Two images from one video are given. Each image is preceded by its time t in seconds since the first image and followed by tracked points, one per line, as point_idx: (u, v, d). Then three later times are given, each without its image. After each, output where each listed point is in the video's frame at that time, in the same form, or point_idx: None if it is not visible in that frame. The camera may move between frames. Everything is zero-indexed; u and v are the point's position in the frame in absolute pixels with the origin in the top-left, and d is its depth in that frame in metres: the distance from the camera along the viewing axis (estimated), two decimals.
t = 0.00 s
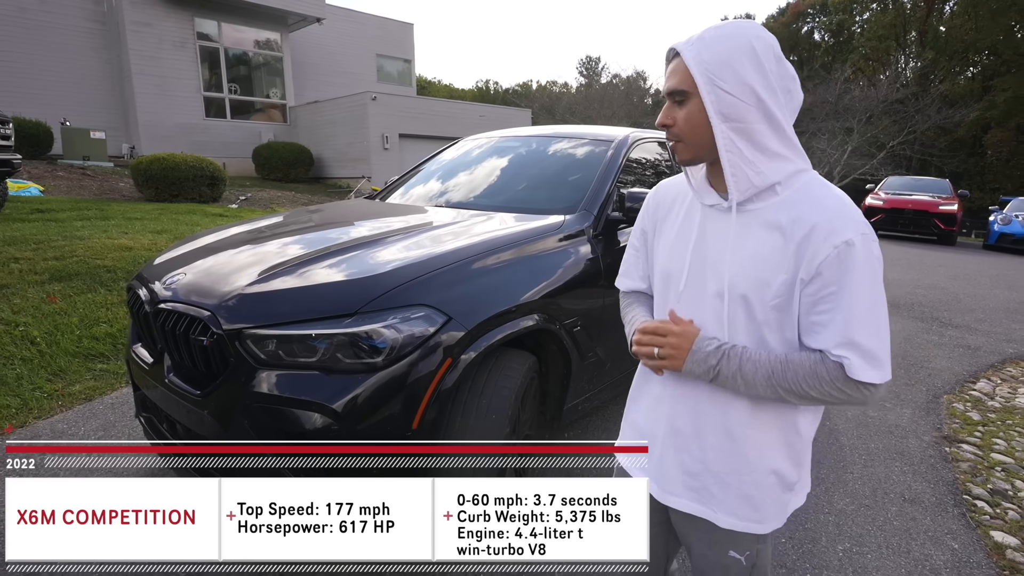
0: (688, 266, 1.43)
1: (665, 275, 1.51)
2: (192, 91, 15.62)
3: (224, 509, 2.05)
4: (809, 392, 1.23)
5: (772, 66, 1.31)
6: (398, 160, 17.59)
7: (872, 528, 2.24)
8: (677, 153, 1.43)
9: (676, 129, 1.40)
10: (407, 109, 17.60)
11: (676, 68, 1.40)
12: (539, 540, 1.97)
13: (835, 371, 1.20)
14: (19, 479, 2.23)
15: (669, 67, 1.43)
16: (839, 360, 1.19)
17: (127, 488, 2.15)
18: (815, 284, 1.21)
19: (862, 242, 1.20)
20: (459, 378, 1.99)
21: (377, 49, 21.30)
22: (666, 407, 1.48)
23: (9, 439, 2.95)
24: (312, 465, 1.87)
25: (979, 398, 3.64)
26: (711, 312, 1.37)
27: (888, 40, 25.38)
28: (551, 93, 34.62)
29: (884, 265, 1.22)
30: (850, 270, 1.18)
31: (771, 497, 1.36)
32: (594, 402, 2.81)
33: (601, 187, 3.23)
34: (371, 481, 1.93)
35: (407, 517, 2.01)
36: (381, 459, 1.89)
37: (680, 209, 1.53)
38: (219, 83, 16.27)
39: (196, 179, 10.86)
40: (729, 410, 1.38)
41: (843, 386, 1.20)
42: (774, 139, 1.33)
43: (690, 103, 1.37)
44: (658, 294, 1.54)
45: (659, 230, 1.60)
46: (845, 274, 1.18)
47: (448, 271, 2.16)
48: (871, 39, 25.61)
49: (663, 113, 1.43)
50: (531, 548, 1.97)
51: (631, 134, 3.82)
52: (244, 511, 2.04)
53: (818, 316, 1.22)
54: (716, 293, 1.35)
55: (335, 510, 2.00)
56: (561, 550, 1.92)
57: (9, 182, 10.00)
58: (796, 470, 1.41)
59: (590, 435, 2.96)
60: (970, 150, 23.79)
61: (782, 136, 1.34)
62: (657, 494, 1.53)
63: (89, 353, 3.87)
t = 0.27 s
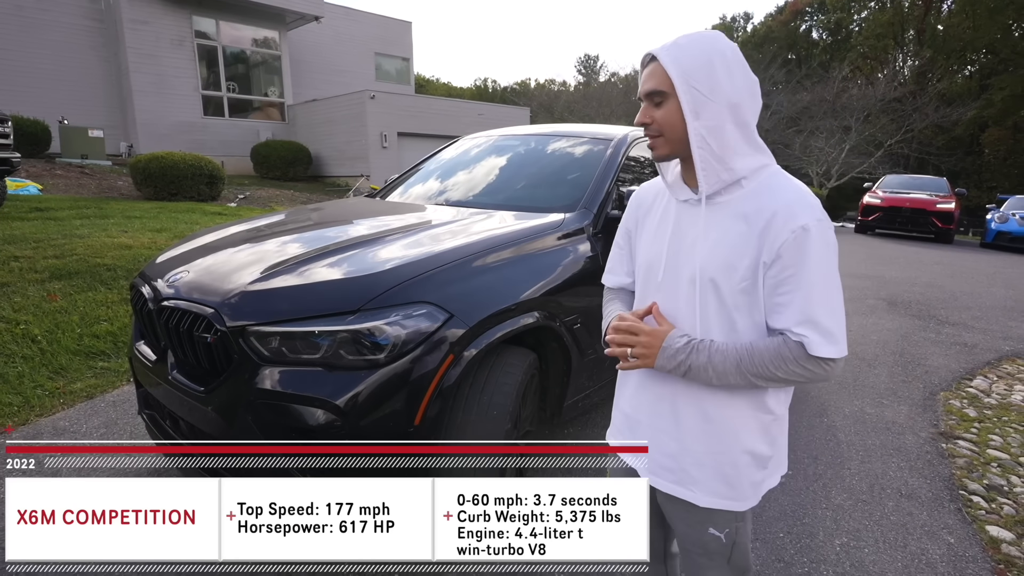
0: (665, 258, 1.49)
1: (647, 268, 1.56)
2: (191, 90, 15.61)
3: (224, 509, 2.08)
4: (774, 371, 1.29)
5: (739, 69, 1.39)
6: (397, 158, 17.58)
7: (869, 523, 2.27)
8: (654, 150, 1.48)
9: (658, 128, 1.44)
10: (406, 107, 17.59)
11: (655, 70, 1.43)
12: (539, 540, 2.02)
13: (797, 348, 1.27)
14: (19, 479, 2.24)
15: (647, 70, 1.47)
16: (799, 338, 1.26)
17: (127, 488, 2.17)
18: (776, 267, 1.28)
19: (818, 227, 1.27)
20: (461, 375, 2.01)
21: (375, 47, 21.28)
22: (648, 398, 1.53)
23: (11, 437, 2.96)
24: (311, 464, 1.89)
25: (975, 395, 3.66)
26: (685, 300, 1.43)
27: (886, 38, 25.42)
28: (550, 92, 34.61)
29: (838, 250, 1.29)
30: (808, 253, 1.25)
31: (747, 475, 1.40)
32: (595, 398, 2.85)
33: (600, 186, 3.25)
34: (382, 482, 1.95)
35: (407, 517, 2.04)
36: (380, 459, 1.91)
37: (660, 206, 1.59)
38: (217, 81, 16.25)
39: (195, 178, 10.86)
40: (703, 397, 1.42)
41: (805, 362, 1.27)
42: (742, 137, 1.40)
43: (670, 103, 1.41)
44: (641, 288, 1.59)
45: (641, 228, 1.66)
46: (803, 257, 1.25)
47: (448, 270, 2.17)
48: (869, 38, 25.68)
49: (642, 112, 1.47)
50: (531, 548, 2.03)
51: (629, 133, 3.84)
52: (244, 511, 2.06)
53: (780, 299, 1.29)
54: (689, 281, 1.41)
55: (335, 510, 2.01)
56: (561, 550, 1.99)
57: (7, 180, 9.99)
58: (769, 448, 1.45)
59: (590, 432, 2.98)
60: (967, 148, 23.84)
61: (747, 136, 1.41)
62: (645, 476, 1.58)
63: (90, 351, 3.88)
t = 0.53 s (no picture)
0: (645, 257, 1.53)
1: (632, 268, 1.59)
2: (189, 90, 15.61)
3: (224, 509, 2.09)
4: (754, 355, 1.32)
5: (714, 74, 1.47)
6: (396, 159, 17.58)
7: (869, 522, 2.28)
8: (644, 150, 1.47)
9: (654, 129, 1.43)
10: (405, 108, 17.60)
11: (652, 71, 1.43)
12: (539, 540, 2.06)
13: (771, 331, 1.30)
14: (20, 479, 2.25)
15: (636, 71, 1.46)
16: (769, 321, 1.30)
17: (128, 488, 2.17)
18: (747, 256, 1.32)
19: (784, 215, 1.31)
20: (463, 374, 2.01)
21: (374, 48, 21.29)
22: (638, 392, 1.55)
23: (12, 437, 2.97)
24: (311, 463, 1.89)
25: (975, 395, 3.67)
26: (665, 295, 1.46)
27: (884, 39, 25.48)
28: (549, 92, 34.61)
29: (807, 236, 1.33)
30: (775, 241, 1.29)
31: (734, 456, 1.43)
32: (594, 398, 2.85)
33: (600, 186, 3.26)
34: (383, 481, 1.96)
35: (407, 517, 2.05)
36: (380, 458, 1.91)
37: (638, 208, 1.63)
38: (216, 82, 16.25)
39: (194, 178, 10.86)
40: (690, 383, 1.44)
41: (781, 344, 1.30)
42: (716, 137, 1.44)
43: (667, 103, 1.43)
44: (627, 288, 1.62)
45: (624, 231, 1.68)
46: (770, 245, 1.29)
47: (448, 270, 2.18)
48: (867, 38, 25.73)
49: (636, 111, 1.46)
50: (531, 548, 2.07)
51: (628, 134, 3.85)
52: (244, 511, 2.07)
53: (754, 286, 1.33)
54: (668, 276, 1.45)
55: (335, 510, 2.02)
56: (560, 549, 2.03)
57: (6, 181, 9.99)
58: (753, 428, 1.47)
59: (590, 431, 2.99)
60: (965, 148, 23.88)
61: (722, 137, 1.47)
62: (636, 466, 1.59)
63: (91, 352, 3.89)
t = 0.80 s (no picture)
0: (639, 260, 1.52)
1: (623, 271, 1.58)
2: (191, 94, 15.65)
3: (224, 509, 2.09)
4: (753, 349, 1.34)
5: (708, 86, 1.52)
6: (397, 162, 17.60)
7: (873, 527, 2.27)
8: (650, 153, 1.47)
9: (662, 131, 1.45)
10: (406, 111, 17.64)
11: (657, 74, 1.44)
12: (539, 540, 2.08)
13: (769, 324, 1.32)
14: (20, 480, 2.25)
15: (640, 74, 1.46)
16: (767, 314, 1.32)
17: (129, 488, 2.17)
18: (742, 253, 1.34)
19: (774, 212, 1.34)
20: (466, 378, 2.01)
21: (375, 51, 21.34)
22: (637, 392, 1.55)
23: (13, 440, 2.96)
24: (312, 464, 1.88)
25: (977, 398, 3.67)
26: (662, 295, 1.47)
27: (884, 42, 25.53)
28: (549, 96, 34.67)
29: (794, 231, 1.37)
30: (768, 237, 1.32)
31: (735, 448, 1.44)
32: (597, 402, 2.84)
33: (602, 189, 3.26)
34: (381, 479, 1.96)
35: (407, 517, 2.06)
36: (380, 459, 1.90)
37: (625, 212, 1.62)
38: (218, 86, 16.29)
39: (196, 182, 10.87)
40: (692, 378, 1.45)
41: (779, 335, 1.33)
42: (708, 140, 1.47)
43: (674, 106, 1.45)
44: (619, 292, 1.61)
45: (612, 237, 1.67)
46: (763, 242, 1.32)
47: (450, 274, 2.18)
48: (867, 41, 25.78)
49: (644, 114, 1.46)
50: (531, 548, 2.09)
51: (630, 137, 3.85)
52: (244, 511, 2.07)
53: (750, 282, 1.35)
54: (664, 277, 1.45)
55: (335, 510, 2.02)
56: (560, 549, 2.06)
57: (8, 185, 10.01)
58: (751, 420, 1.49)
59: (592, 435, 2.98)
60: (966, 151, 23.90)
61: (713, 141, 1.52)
62: (640, 463, 1.58)
63: (92, 356, 3.89)
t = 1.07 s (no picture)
0: (643, 259, 1.50)
1: (624, 272, 1.56)
2: (191, 93, 15.62)
3: (224, 509, 2.08)
4: (771, 338, 1.36)
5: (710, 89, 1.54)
6: (397, 162, 17.57)
7: (879, 529, 2.25)
8: (654, 146, 1.45)
9: (666, 125, 1.44)
10: (407, 111, 17.60)
11: (662, 71, 1.45)
12: (539, 540, 2.09)
13: (783, 313, 1.36)
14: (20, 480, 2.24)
15: (645, 71, 1.46)
16: (785, 304, 1.35)
17: (128, 488, 2.16)
18: (753, 247, 1.37)
19: (780, 205, 1.38)
20: (469, 379, 2.00)
21: (376, 50, 21.32)
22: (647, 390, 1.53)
23: (13, 440, 2.95)
24: (314, 464, 1.87)
25: (981, 400, 3.65)
26: (670, 292, 1.46)
27: (885, 42, 25.49)
28: (550, 95, 34.64)
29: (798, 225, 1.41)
30: (779, 231, 1.35)
31: (746, 441, 1.44)
32: (599, 403, 2.82)
33: (605, 189, 3.24)
34: (376, 479, 1.93)
35: (407, 517, 2.03)
36: (380, 459, 1.88)
37: (621, 212, 1.60)
38: (218, 85, 16.26)
39: (196, 181, 10.84)
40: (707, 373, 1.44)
41: (792, 324, 1.36)
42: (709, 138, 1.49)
43: (678, 102, 1.45)
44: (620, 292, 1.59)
45: (609, 239, 1.65)
46: (775, 233, 1.35)
47: (453, 275, 2.16)
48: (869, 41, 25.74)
49: (650, 107, 1.44)
50: (531, 548, 2.10)
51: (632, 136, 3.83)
52: (244, 511, 2.05)
53: (762, 276, 1.37)
54: (673, 273, 1.44)
55: (335, 510, 2.01)
56: (560, 549, 2.07)
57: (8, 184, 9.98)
58: (758, 413, 1.50)
59: (594, 436, 2.96)
60: (967, 151, 23.87)
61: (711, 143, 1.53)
62: (653, 462, 1.55)
63: (92, 356, 3.87)
